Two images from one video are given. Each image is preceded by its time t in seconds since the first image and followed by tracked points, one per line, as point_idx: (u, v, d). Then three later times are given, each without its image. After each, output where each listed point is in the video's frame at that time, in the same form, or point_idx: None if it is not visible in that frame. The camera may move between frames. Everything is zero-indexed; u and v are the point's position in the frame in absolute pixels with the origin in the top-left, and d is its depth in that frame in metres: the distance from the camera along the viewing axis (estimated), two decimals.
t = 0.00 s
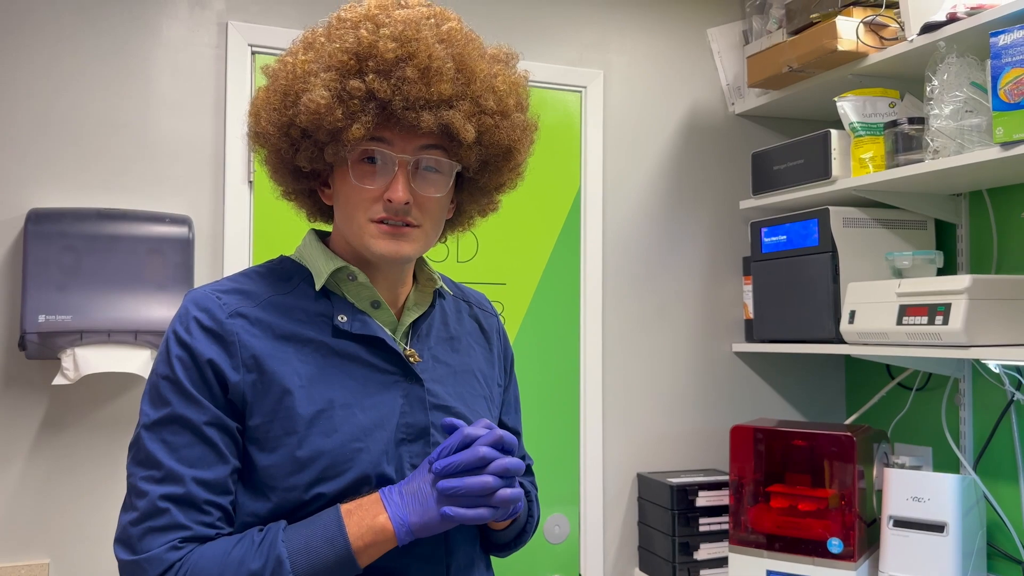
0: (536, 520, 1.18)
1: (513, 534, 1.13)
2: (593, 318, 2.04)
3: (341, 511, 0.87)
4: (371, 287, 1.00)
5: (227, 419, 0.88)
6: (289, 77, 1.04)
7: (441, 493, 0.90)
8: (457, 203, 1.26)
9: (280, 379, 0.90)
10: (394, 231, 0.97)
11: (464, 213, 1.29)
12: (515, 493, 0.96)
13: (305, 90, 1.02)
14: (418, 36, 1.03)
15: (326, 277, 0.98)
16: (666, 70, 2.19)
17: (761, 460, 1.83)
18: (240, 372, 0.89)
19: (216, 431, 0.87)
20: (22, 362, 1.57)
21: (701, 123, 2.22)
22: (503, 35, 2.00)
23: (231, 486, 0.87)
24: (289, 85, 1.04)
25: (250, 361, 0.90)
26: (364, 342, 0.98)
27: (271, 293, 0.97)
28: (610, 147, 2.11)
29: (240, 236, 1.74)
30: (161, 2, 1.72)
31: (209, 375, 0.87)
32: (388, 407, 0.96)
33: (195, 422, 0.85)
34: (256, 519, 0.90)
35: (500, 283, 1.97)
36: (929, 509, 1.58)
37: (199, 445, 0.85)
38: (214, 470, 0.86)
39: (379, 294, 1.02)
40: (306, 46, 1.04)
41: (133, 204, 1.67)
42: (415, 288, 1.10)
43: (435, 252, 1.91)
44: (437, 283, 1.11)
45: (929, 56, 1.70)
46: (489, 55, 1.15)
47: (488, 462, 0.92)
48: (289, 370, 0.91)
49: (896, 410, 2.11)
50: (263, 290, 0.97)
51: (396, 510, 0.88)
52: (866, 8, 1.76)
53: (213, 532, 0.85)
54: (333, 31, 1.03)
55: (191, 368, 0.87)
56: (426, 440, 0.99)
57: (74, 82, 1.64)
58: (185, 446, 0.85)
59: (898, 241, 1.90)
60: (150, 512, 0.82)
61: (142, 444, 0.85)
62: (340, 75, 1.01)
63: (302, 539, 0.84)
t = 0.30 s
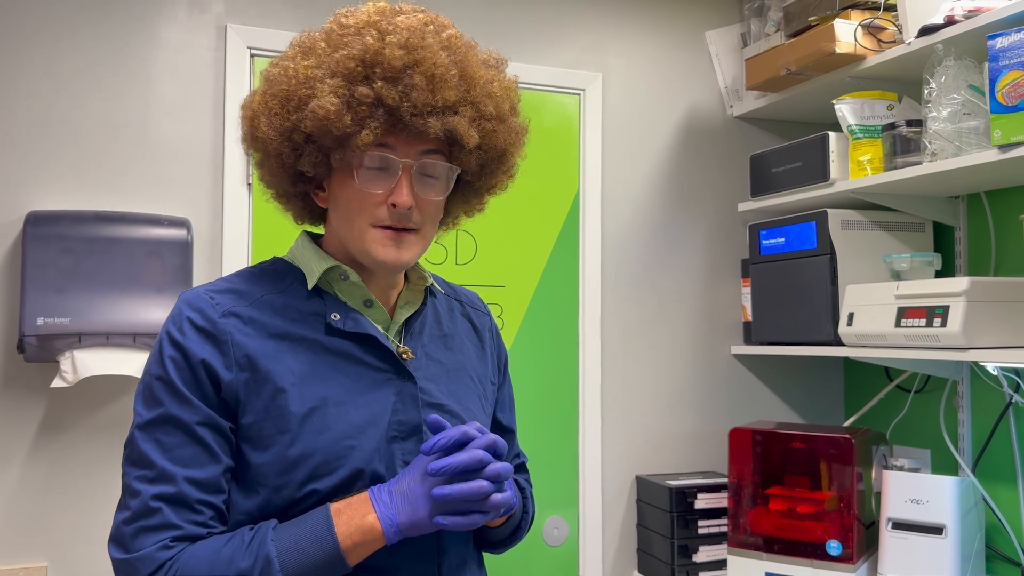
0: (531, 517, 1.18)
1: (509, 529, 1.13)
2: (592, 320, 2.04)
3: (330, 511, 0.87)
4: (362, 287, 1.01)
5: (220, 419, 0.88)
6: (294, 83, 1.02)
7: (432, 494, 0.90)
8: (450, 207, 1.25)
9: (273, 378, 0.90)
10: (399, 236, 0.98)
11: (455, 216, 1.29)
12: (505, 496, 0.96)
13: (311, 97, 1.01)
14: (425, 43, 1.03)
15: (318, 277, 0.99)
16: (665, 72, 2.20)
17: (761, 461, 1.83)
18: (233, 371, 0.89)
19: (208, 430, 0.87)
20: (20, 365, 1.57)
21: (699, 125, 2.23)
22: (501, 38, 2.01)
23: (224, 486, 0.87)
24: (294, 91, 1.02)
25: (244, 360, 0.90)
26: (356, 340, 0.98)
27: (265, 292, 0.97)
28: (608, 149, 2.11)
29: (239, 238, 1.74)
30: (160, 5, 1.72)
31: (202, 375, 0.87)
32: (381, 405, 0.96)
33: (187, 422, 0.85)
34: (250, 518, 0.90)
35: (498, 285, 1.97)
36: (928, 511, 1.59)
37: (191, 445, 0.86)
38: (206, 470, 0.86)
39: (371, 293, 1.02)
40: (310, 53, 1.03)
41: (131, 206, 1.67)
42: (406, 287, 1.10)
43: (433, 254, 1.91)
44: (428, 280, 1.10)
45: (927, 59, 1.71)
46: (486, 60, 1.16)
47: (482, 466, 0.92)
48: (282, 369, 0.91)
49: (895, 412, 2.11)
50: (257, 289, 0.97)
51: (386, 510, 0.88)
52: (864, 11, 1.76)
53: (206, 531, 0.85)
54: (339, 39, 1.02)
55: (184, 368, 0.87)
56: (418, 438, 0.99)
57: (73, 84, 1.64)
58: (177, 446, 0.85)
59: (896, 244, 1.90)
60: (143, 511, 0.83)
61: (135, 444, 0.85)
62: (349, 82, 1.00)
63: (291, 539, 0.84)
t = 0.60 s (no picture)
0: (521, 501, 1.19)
1: (500, 516, 1.15)
2: (591, 321, 2.04)
3: (308, 511, 0.87)
4: (350, 281, 1.01)
5: (204, 422, 0.88)
6: (395, 100, 0.91)
7: (412, 497, 0.90)
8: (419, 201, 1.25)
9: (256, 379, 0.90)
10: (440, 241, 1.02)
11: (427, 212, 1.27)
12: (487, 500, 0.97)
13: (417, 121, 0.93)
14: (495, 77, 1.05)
15: (303, 273, 0.99)
16: (663, 75, 2.20)
17: (758, 463, 1.84)
18: (219, 371, 0.89)
19: (190, 435, 0.87)
20: (18, 367, 1.57)
21: (698, 128, 2.23)
22: (500, 40, 2.01)
23: (207, 489, 0.88)
24: (394, 108, 0.91)
25: (228, 360, 0.90)
26: (343, 334, 0.98)
27: (250, 291, 0.97)
28: (606, 151, 2.11)
29: (237, 240, 1.74)
30: (159, 8, 1.72)
31: (185, 380, 0.87)
32: (369, 398, 0.96)
33: (168, 427, 0.85)
34: (238, 516, 0.91)
35: (496, 287, 1.97)
36: (926, 513, 1.58)
37: (172, 450, 0.86)
38: (187, 474, 0.86)
39: (358, 287, 1.03)
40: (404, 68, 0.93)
41: (129, 209, 1.67)
42: (391, 283, 1.10)
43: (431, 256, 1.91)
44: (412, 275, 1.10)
45: (924, 61, 1.71)
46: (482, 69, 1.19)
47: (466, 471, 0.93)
48: (266, 369, 0.91)
49: (893, 414, 2.11)
50: (242, 289, 0.97)
51: (365, 511, 0.88)
52: (861, 13, 1.77)
53: (187, 534, 0.86)
54: (436, 62, 0.95)
55: (167, 372, 0.87)
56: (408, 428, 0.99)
57: (71, 86, 1.64)
58: (158, 451, 0.86)
59: (894, 246, 1.90)
60: (123, 516, 0.83)
61: (116, 449, 0.86)
62: (453, 111, 0.96)
63: (268, 540, 0.85)
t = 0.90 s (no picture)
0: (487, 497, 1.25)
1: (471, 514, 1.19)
2: (589, 321, 2.04)
3: (311, 516, 0.88)
4: (346, 285, 1.02)
5: (206, 428, 0.87)
6: (438, 115, 0.96)
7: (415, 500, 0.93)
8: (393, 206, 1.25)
9: (259, 385, 0.91)
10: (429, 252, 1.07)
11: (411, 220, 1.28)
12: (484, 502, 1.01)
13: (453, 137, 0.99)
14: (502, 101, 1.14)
15: (302, 277, 0.99)
16: (662, 76, 2.20)
17: (755, 464, 1.84)
18: (224, 376, 0.88)
19: (190, 443, 0.86)
20: (18, 368, 1.58)
21: (696, 129, 2.23)
22: (498, 42, 2.01)
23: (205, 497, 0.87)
24: (435, 124, 0.96)
25: (231, 365, 0.89)
26: (340, 337, 0.99)
27: (247, 292, 0.96)
28: (605, 153, 2.12)
29: (236, 242, 1.75)
30: (158, 9, 1.73)
31: (189, 385, 0.86)
32: (368, 399, 0.98)
33: (171, 434, 0.84)
34: (233, 523, 0.91)
35: (495, 288, 1.97)
36: (924, 515, 1.59)
37: (172, 457, 0.85)
38: (187, 482, 0.85)
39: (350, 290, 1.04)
40: (443, 87, 0.98)
41: (128, 210, 1.68)
42: (376, 287, 1.11)
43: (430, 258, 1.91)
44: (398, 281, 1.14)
45: (922, 62, 1.71)
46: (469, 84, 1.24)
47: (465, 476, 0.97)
48: (268, 375, 0.91)
49: (891, 415, 2.11)
50: (238, 291, 0.96)
51: (368, 515, 0.90)
52: (860, 15, 1.77)
53: (185, 542, 0.85)
54: (465, 82, 1.02)
55: (168, 377, 0.86)
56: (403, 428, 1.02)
57: (70, 88, 1.65)
58: (157, 458, 0.84)
59: (893, 247, 1.91)
60: (120, 525, 0.82)
61: (110, 455, 0.84)
62: (478, 129, 1.03)
63: (271, 544, 0.85)
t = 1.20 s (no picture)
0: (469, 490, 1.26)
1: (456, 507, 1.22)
2: (589, 320, 2.04)
3: (319, 514, 0.89)
4: (335, 286, 1.02)
5: (208, 433, 0.87)
6: (439, 121, 0.98)
7: (421, 491, 0.95)
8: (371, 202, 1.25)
9: (259, 387, 0.90)
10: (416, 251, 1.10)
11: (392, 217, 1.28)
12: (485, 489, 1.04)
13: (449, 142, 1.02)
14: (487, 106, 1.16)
15: (294, 278, 0.98)
16: (661, 76, 2.20)
17: (755, 464, 1.85)
18: (226, 379, 0.88)
19: (194, 447, 0.85)
20: (17, 368, 1.58)
21: (696, 129, 2.23)
22: (498, 42, 2.01)
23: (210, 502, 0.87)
24: (435, 129, 0.98)
25: (232, 368, 0.89)
26: (332, 336, 0.99)
27: (239, 295, 0.95)
28: (605, 152, 2.11)
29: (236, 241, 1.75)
30: (157, 9, 1.73)
31: (192, 390, 0.85)
32: (364, 396, 0.99)
33: (175, 441, 0.84)
34: (236, 527, 0.91)
35: (494, 288, 1.97)
36: (924, 515, 1.58)
37: (178, 464, 0.84)
38: (193, 488, 0.85)
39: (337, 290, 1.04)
40: (441, 92, 0.99)
41: (128, 210, 1.68)
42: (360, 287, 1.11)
43: (430, 258, 1.91)
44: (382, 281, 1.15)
45: (922, 62, 1.71)
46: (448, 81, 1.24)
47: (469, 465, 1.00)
48: (268, 377, 0.91)
49: (891, 415, 2.11)
50: (229, 294, 0.95)
51: (376, 510, 0.91)
52: (860, 14, 1.77)
53: (194, 548, 0.85)
54: (459, 87, 1.04)
55: (169, 383, 0.85)
56: (396, 424, 1.03)
57: (70, 88, 1.65)
58: (162, 465, 0.84)
59: (893, 247, 1.90)
60: (129, 535, 0.81)
61: (112, 464, 0.83)
62: (470, 134, 1.06)
63: (283, 544, 0.85)
